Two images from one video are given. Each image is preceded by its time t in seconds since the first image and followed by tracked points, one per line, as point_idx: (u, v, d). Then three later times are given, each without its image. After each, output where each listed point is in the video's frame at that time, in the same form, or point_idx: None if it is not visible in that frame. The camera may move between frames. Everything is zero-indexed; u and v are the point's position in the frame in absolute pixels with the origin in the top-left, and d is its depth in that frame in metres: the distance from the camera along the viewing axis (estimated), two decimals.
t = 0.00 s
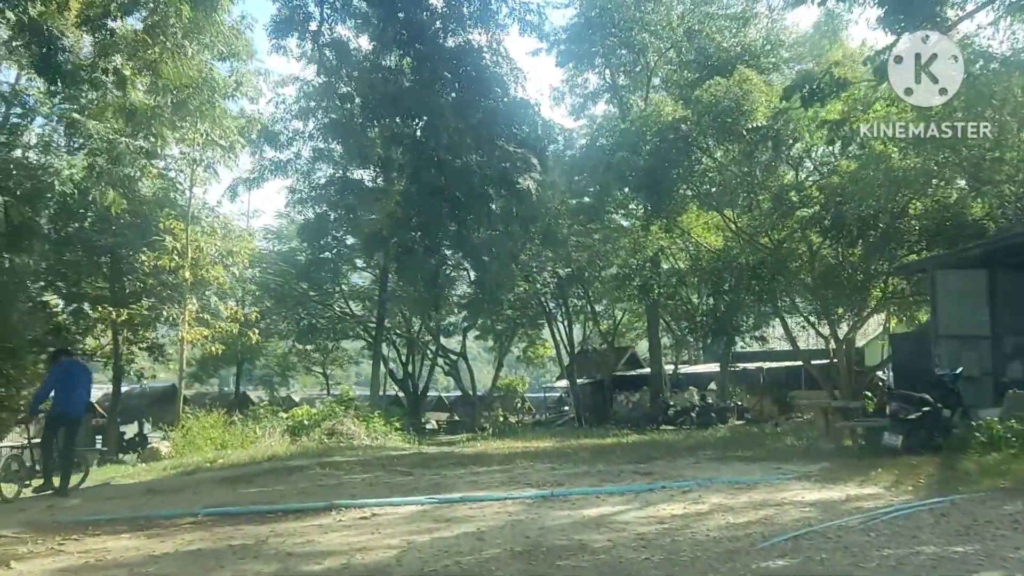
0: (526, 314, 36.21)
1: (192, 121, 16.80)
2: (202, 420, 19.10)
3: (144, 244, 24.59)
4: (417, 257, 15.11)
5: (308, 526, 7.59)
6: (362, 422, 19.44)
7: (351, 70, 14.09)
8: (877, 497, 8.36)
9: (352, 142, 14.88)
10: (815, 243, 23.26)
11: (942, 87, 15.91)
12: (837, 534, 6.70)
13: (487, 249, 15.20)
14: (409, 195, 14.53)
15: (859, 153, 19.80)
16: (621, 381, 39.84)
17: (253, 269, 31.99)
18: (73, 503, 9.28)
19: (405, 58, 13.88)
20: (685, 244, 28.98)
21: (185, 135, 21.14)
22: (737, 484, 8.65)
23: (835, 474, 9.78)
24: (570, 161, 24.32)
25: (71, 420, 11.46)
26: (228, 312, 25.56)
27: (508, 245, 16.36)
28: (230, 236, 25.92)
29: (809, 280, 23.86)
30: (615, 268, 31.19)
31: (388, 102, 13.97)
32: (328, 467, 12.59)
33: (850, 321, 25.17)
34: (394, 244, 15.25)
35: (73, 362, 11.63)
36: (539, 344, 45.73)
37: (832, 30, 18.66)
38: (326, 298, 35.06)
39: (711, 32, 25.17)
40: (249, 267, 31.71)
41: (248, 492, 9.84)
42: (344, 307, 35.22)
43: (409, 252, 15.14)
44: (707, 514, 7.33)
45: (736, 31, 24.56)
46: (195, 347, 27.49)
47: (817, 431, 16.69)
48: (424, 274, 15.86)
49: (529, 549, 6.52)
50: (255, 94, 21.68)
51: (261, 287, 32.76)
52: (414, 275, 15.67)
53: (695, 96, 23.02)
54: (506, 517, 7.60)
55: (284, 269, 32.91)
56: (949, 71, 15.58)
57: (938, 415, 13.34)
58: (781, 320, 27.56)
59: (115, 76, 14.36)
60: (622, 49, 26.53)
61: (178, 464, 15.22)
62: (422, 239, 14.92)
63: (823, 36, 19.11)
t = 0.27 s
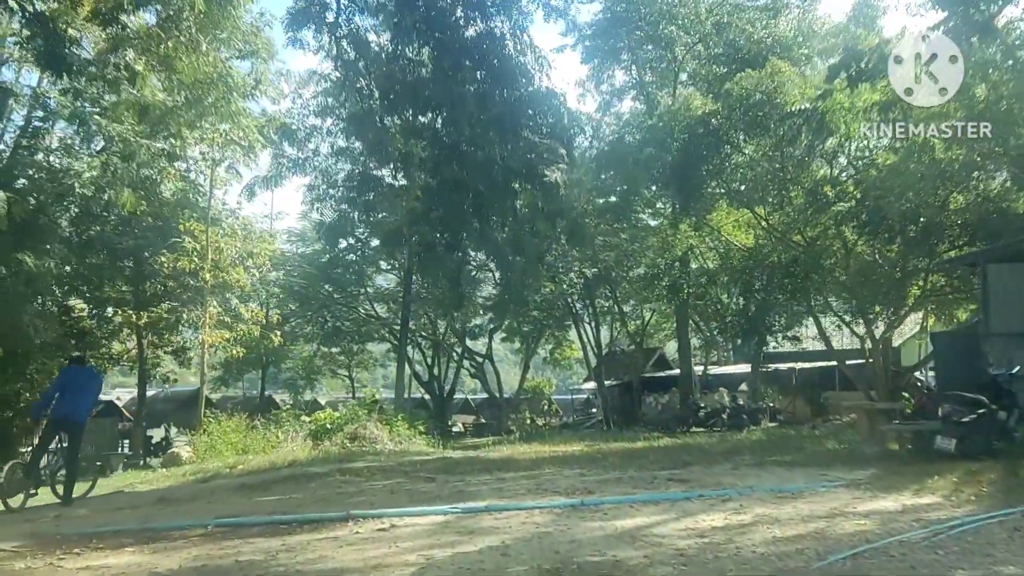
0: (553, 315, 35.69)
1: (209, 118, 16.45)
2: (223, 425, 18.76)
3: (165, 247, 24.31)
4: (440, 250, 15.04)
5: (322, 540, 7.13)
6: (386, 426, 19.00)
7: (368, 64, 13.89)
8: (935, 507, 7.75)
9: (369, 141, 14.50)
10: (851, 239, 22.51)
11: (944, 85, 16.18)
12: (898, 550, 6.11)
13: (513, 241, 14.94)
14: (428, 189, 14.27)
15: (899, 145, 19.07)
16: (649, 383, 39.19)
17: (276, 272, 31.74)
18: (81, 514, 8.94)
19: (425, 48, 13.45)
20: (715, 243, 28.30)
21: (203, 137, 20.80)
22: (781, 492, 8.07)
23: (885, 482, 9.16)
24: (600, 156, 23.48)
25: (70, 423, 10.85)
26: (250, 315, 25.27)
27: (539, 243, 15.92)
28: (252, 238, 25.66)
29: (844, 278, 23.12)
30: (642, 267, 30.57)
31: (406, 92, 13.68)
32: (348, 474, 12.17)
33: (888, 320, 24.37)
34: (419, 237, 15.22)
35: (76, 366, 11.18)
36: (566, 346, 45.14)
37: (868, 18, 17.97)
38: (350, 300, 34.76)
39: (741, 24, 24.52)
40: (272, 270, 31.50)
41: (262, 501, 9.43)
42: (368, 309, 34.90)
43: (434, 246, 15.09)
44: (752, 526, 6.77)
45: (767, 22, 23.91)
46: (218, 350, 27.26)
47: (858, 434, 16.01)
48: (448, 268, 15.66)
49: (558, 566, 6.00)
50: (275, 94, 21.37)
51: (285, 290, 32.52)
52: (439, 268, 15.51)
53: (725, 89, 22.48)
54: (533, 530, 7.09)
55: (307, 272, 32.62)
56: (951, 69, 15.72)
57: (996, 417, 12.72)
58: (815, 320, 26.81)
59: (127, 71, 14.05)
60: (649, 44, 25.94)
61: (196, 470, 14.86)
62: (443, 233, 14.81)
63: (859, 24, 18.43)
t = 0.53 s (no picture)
0: (581, 317, 35.17)
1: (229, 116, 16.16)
2: (246, 429, 18.42)
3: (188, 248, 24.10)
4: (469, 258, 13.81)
5: (338, 554, 6.66)
6: (411, 430, 18.56)
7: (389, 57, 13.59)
8: (1004, 520, 7.12)
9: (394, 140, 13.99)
10: (890, 236, 21.74)
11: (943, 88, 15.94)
12: (972, 570, 5.51)
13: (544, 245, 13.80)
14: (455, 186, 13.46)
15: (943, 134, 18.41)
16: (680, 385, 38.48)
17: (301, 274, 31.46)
18: (89, 525, 8.54)
19: (449, 38, 13.02)
20: (747, 241, 27.62)
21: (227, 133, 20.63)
22: (833, 503, 7.47)
23: (943, 491, 8.53)
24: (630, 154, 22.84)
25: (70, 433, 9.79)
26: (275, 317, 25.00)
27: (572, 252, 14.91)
28: (276, 239, 25.41)
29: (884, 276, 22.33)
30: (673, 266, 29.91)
31: (430, 84, 12.95)
32: (371, 482, 11.66)
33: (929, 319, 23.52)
34: (446, 246, 14.04)
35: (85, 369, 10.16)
36: (595, 348, 44.54)
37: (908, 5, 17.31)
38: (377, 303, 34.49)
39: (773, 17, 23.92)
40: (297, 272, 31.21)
41: (277, 512, 8.96)
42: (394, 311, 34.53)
43: (462, 251, 13.86)
44: (805, 541, 6.19)
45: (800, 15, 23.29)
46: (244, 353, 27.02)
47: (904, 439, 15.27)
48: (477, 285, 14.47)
49: None
50: (298, 93, 21.09)
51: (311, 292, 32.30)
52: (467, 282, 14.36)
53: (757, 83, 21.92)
54: (564, 544, 6.55)
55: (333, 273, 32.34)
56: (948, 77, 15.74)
57: None
58: (853, 320, 26.01)
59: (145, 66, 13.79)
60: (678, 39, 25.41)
61: (217, 476, 14.49)
62: (471, 236, 13.66)
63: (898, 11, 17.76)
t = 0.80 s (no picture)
0: (613, 317, 34.62)
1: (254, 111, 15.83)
2: (273, 430, 18.13)
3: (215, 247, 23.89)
4: (498, 255, 13.06)
5: (366, 564, 6.28)
6: (440, 431, 18.15)
7: (417, 45, 13.19)
8: None
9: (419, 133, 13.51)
10: (935, 232, 20.99)
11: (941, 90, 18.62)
12: None
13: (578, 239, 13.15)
14: (481, 180, 12.88)
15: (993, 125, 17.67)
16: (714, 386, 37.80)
17: (329, 274, 31.17)
18: (108, 529, 8.23)
19: (478, 24, 12.75)
20: (784, 237, 26.93)
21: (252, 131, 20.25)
22: (895, 513, 6.97)
23: (1010, 499, 7.99)
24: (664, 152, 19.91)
25: (83, 435, 9.47)
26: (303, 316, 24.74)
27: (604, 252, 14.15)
28: (303, 238, 25.12)
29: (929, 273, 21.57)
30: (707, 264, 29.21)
31: (458, 71, 12.63)
32: (399, 486, 11.25)
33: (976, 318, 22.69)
34: (471, 246, 13.14)
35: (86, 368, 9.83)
36: (626, 348, 43.91)
37: None
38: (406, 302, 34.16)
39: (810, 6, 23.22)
40: (325, 272, 30.91)
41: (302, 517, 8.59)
42: (423, 312, 34.13)
43: (488, 251, 13.08)
44: (871, 556, 5.72)
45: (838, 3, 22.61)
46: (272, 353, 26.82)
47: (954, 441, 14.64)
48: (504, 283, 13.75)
49: None
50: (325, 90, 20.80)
51: (340, 292, 32.06)
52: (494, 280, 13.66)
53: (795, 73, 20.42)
54: (607, 556, 6.12)
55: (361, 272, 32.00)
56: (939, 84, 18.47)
57: None
58: (895, 319, 25.23)
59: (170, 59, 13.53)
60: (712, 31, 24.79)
61: (243, 478, 14.18)
62: (501, 232, 12.93)
63: None
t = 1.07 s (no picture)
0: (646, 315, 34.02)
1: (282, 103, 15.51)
2: (302, 429, 17.86)
3: (243, 242, 23.76)
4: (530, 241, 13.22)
5: (395, 573, 5.94)
6: (471, 431, 17.75)
7: (448, 31, 12.68)
8: None
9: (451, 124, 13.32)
10: (984, 226, 20.21)
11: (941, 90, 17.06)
12: None
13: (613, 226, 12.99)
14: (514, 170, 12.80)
15: None
16: (749, 385, 37.15)
17: (358, 272, 30.90)
18: (128, 532, 7.96)
19: (510, 9, 12.16)
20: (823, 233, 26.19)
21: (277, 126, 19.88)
22: (963, 523, 6.50)
23: None
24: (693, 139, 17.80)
25: (97, 435, 9.19)
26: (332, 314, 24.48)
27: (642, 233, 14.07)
28: (332, 234, 24.89)
29: (977, 269, 20.78)
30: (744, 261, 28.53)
31: (491, 59, 12.21)
32: (429, 486, 10.92)
33: None
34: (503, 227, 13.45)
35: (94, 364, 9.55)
36: (658, 347, 43.27)
37: None
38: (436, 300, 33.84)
39: None
40: (354, 269, 30.69)
41: (327, 522, 8.31)
42: (453, 310, 33.77)
43: (521, 234, 13.27)
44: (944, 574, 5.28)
45: None
46: (301, 351, 26.62)
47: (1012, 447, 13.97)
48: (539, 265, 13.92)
49: None
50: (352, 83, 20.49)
51: (370, 290, 31.81)
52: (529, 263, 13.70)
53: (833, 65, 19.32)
54: (652, 566, 5.73)
55: (391, 270, 31.70)
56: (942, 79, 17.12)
57: None
58: (939, 316, 24.43)
59: (195, 49, 13.21)
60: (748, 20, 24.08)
61: (271, 477, 13.91)
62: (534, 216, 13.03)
63: None
